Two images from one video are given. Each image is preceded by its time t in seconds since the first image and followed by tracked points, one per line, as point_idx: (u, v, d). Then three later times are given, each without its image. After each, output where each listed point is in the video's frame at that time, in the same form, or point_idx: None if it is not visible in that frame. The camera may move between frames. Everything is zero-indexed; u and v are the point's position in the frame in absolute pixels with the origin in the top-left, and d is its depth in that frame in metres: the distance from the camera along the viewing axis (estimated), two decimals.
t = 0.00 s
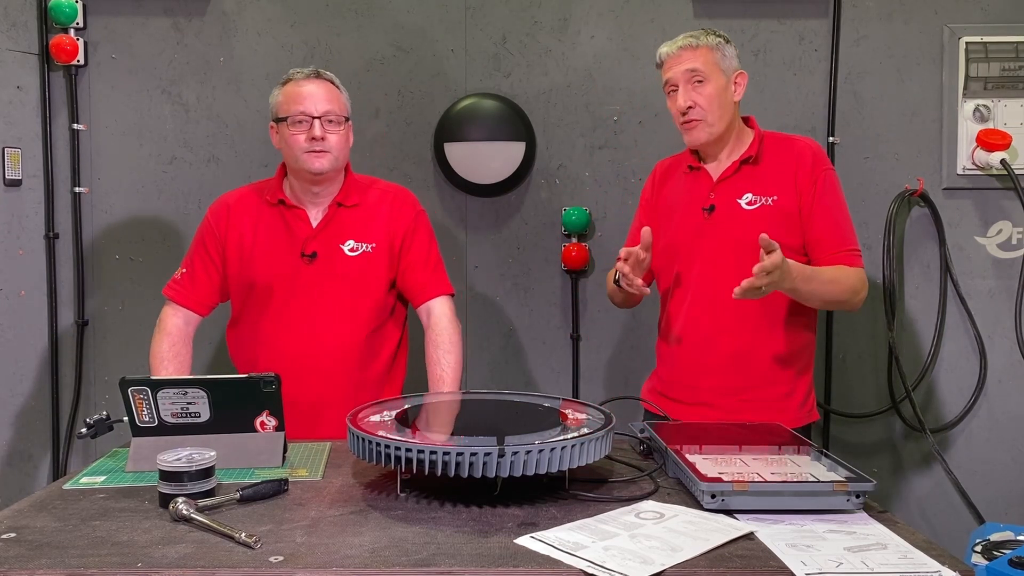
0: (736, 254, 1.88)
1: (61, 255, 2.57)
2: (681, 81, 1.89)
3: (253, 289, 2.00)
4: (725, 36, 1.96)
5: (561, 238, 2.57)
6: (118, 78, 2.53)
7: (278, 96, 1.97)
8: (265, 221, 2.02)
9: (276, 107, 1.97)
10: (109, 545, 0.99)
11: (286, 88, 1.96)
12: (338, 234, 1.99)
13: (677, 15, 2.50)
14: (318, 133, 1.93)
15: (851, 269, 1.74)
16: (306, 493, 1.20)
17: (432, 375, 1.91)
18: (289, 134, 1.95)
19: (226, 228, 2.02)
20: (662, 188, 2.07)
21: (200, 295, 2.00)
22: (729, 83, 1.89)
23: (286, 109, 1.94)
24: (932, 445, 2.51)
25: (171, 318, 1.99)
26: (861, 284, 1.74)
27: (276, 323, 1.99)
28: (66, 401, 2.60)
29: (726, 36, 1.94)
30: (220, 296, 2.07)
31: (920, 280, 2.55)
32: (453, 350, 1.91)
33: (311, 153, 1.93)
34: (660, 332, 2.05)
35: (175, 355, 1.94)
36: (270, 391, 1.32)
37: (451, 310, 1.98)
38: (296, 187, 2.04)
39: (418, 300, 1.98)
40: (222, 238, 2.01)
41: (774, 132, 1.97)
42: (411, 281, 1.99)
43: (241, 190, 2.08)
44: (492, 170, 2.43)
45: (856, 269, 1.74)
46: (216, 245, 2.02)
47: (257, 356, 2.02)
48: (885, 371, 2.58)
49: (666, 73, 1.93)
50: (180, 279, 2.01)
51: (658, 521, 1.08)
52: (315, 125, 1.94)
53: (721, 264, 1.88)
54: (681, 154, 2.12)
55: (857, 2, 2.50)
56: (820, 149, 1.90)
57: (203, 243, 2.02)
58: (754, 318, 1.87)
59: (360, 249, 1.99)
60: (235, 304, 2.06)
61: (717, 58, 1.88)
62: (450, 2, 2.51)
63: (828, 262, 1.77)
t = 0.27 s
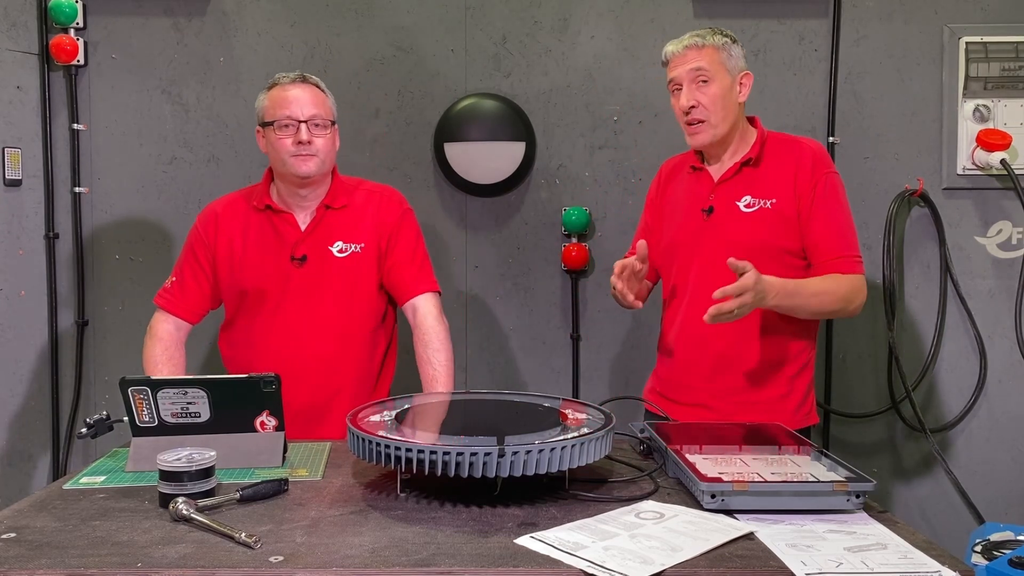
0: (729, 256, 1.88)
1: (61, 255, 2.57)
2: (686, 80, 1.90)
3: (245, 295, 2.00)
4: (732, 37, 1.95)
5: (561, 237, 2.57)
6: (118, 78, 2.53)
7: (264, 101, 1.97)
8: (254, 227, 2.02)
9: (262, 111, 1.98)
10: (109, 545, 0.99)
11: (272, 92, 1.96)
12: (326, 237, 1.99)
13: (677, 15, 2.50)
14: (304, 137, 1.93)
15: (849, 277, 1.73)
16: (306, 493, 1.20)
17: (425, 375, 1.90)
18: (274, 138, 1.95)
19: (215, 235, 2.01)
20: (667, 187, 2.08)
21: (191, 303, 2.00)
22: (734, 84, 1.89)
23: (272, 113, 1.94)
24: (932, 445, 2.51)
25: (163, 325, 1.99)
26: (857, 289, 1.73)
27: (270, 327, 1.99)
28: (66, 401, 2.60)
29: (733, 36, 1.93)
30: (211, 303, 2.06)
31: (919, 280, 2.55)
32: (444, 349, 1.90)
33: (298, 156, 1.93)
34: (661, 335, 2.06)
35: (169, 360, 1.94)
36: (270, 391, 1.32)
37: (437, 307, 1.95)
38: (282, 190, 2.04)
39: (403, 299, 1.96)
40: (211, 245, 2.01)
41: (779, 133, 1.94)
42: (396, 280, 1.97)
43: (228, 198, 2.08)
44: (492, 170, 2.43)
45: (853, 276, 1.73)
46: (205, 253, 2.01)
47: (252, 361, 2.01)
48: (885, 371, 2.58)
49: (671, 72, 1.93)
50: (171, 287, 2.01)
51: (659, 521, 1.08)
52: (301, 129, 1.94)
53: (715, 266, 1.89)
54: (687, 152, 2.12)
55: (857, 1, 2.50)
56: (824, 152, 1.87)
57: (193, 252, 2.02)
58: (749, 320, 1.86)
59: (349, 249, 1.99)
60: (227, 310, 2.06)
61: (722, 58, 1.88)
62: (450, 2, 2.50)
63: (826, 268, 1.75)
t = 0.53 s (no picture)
0: (729, 256, 1.88)
1: (61, 255, 2.57)
2: (698, 75, 1.88)
3: (241, 296, 2.00)
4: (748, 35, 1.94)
5: (561, 237, 2.57)
6: (118, 78, 2.53)
7: (255, 102, 1.97)
8: (249, 229, 2.01)
9: (254, 113, 1.97)
10: (109, 545, 0.99)
11: (263, 93, 1.96)
12: (321, 238, 1.99)
13: (677, 15, 2.50)
14: (298, 137, 1.92)
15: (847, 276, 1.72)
16: (306, 493, 1.20)
17: (421, 375, 1.90)
18: (269, 139, 1.95)
19: (211, 237, 2.01)
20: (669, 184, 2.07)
21: (187, 304, 2.00)
22: (747, 83, 1.87)
23: (264, 115, 1.94)
24: (932, 445, 2.51)
25: (160, 326, 1.99)
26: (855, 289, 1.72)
27: (267, 328, 1.99)
28: (66, 401, 2.60)
29: (749, 34, 1.92)
30: (207, 305, 2.06)
31: (920, 280, 2.55)
32: (439, 347, 1.90)
33: (292, 156, 1.93)
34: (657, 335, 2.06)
35: (167, 360, 1.94)
36: (270, 391, 1.32)
37: (430, 304, 1.94)
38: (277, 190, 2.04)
39: (397, 298, 1.96)
40: (207, 247, 2.01)
41: (787, 134, 1.94)
42: (390, 278, 1.96)
43: (224, 199, 2.08)
44: (492, 170, 2.43)
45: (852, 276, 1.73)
46: (202, 255, 2.01)
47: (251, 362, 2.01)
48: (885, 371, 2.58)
49: (685, 65, 1.91)
50: (167, 289, 2.01)
51: (659, 521, 1.08)
52: (294, 129, 1.94)
53: (714, 265, 1.90)
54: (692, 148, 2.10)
55: (857, 2, 2.50)
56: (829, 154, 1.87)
57: (189, 254, 2.02)
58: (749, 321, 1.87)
59: (344, 249, 1.99)
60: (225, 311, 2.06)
61: (737, 55, 1.87)
62: (450, 2, 2.50)
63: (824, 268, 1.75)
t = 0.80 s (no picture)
0: (731, 254, 1.88)
1: (61, 255, 2.57)
2: (712, 72, 1.87)
3: (241, 296, 2.00)
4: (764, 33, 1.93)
5: (561, 238, 2.57)
6: (118, 78, 2.53)
7: (253, 103, 1.97)
8: (249, 229, 2.01)
9: (252, 113, 1.98)
10: (108, 545, 0.99)
11: (260, 94, 1.96)
12: (321, 238, 1.99)
13: (677, 15, 2.50)
14: (296, 136, 1.92)
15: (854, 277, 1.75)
16: (306, 493, 1.20)
17: (421, 375, 1.90)
18: (267, 139, 1.95)
19: (210, 237, 2.01)
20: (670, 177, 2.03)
21: (187, 305, 2.00)
22: (760, 83, 1.87)
23: (262, 115, 1.94)
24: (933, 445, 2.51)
25: (160, 326, 1.99)
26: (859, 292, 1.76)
27: (267, 328, 1.99)
28: (66, 401, 2.60)
29: (766, 33, 1.91)
30: (207, 305, 2.06)
31: (920, 280, 2.55)
32: (438, 346, 1.90)
33: (291, 155, 1.93)
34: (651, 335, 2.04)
35: (167, 361, 1.94)
36: (271, 391, 1.32)
37: (430, 303, 1.95)
38: (276, 190, 2.04)
39: (396, 298, 1.96)
40: (207, 248, 2.01)
41: (795, 137, 1.97)
42: (390, 277, 1.96)
43: (223, 200, 2.08)
44: (492, 169, 2.43)
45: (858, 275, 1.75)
46: (201, 255, 2.01)
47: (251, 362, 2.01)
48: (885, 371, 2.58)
49: (700, 60, 1.90)
50: (167, 290, 2.01)
51: (658, 521, 1.08)
52: (292, 128, 1.93)
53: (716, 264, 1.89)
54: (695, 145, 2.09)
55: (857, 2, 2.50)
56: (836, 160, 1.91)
57: (189, 255, 2.02)
58: (748, 321, 1.87)
59: (344, 250, 1.99)
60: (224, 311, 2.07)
61: (753, 54, 1.86)
62: (450, 2, 2.50)
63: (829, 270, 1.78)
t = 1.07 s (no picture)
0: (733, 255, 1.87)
1: (61, 255, 2.57)
2: (715, 74, 1.87)
3: (240, 297, 2.00)
4: (767, 34, 1.93)
5: (561, 238, 2.57)
6: (118, 78, 2.53)
7: (253, 104, 1.97)
8: (248, 229, 2.01)
9: (251, 114, 1.98)
10: (108, 545, 0.99)
11: (259, 95, 1.96)
12: (320, 239, 1.99)
13: (677, 15, 2.50)
14: (295, 137, 1.92)
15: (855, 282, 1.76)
16: (306, 493, 1.19)
17: (422, 375, 1.90)
18: (266, 140, 1.95)
19: (209, 238, 2.01)
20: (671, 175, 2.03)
21: (187, 305, 2.00)
22: (763, 85, 1.88)
23: (262, 115, 1.94)
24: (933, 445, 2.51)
25: (159, 327, 2.00)
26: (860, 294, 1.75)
27: (266, 328, 1.99)
28: (66, 401, 2.60)
29: (769, 34, 1.91)
30: (206, 305, 2.06)
31: (920, 280, 2.55)
32: (439, 347, 1.90)
33: (290, 156, 1.93)
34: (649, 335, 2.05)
35: (166, 361, 1.95)
36: (270, 391, 1.32)
37: (432, 305, 1.95)
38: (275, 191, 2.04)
39: (397, 299, 1.96)
40: (206, 248, 2.01)
41: (796, 138, 1.97)
42: (390, 279, 1.97)
43: (222, 200, 2.08)
44: (492, 169, 2.43)
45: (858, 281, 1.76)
46: (200, 255, 2.01)
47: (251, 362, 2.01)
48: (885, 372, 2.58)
49: (702, 62, 1.90)
50: (166, 290, 2.01)
51: (658, 521, 1.08)
52: (291, 129, 1.93)
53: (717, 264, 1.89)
54: (696, 142, 2.07)
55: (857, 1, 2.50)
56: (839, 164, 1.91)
57: (188, 255, 2.02)
58: (747, 322, 1.87)
59: (343, 251, 1.99)
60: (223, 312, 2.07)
61: (757, 56, 1.87)
62: (450, 2, 2.50)
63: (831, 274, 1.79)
